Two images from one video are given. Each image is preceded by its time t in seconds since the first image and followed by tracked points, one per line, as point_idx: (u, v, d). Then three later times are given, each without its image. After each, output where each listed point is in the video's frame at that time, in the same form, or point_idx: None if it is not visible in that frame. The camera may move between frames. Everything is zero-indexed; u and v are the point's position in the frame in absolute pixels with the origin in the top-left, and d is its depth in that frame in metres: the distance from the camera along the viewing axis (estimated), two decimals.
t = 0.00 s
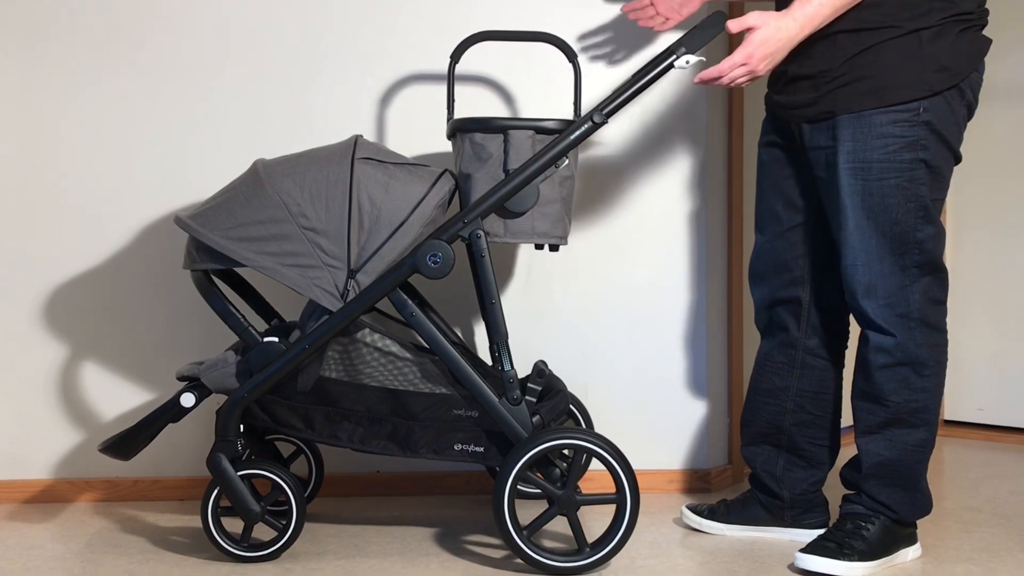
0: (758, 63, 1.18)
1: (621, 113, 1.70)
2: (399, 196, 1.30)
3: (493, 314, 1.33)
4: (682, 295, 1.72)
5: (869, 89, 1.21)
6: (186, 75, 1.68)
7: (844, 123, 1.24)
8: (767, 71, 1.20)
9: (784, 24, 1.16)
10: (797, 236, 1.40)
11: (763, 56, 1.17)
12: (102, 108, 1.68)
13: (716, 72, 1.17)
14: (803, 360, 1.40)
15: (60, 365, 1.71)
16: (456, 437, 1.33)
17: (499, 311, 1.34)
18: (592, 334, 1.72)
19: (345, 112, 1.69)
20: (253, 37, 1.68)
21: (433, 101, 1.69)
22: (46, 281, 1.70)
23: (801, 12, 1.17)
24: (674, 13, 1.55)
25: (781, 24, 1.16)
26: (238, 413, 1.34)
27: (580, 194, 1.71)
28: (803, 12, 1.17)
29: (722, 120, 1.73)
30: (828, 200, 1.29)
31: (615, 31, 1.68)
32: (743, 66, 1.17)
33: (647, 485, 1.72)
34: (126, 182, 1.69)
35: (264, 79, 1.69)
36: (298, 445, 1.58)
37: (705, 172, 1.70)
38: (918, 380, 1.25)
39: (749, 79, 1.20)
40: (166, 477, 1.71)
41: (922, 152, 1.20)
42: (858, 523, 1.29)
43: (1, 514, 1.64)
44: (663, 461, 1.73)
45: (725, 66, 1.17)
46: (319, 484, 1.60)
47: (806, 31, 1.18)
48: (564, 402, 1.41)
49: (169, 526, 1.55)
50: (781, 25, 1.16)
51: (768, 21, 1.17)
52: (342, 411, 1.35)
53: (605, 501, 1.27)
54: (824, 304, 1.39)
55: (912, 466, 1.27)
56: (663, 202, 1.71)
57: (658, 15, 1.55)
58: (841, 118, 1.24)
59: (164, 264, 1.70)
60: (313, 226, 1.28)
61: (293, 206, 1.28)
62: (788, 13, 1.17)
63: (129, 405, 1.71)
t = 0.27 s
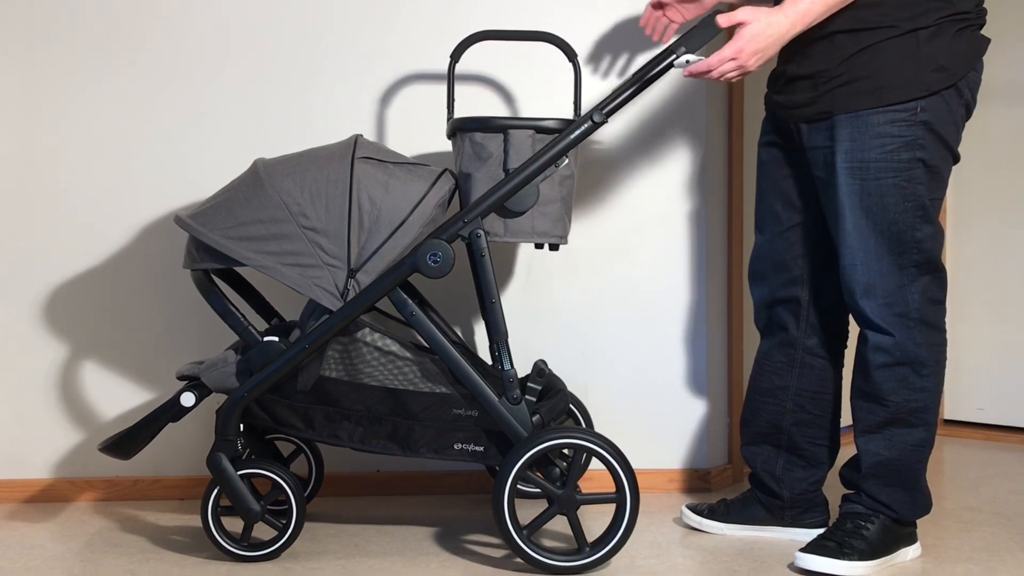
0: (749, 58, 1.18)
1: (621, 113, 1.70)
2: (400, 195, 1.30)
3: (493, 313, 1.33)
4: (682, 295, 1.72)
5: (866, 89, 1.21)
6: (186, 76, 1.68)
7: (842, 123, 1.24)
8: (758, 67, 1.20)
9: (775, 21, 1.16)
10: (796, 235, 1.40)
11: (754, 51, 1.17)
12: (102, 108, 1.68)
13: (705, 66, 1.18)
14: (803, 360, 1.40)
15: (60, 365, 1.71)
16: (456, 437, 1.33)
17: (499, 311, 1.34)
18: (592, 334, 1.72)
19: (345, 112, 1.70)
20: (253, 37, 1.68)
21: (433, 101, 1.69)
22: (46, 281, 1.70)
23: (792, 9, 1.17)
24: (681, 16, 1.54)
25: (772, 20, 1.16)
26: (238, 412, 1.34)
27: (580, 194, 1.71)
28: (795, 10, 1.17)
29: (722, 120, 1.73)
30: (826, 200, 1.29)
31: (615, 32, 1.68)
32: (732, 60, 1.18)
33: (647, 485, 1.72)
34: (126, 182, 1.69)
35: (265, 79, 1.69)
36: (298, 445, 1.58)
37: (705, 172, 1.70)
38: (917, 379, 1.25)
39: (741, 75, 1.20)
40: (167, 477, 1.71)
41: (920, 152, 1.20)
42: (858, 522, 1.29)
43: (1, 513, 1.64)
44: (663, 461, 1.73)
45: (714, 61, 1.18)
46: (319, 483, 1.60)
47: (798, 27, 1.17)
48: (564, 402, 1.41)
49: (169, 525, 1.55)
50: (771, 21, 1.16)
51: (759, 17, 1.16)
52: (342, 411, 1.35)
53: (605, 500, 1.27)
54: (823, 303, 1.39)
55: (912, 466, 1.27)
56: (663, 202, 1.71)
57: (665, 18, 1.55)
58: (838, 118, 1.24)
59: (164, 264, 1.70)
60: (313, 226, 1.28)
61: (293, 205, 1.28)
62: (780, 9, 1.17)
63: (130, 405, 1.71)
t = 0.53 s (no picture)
0: (781, 76, 1.11)
1: (621, 114, 1.70)
2: (400, 195, 1.30)
3: (493, 313, 1.33)
4: (682, 295, 1.72)
5: (865, 89, 1.21)
6: (186, 74, 1.68)
7: (839, 124, 1.24)
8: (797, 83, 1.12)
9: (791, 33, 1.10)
10: (796, 235, 1.40)
11: (782, 67, 1.10)
12: (102, 108, 1.68)
13: (740, 98, 1.12)
14: (803, 360, 1.40)
15: (61, 365, 1.71)
16: (457, 437, 1.33)
17: (500, 311, 1.34)
18: (593, 334, 1.72)
19: (346, 112, 1.69)
20: (253, 37, 1.68)
21: (433, 101, 1.69)
22: (46, 281, 1.70)
23: (807, 18, 1.11)
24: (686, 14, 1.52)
25: (784, 35, 1.10)
26: (238, 412, 1.34)
27: (580, 194, 1.71)
28: (809, 18, 1.11)
29: (722, 120, 1.72)
30: (825, 201, 1.29)
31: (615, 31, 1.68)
32: (764, 83, 1.11)
33: (647, 484, 1.72)
34: (126, 182, 1.69)
35: (265, 79, 1.69)
36: (298, 444, 1.58)
37: (705, 172, 1.70)
38: (917, 379, 1.25)
39: (784, 95, 1.12)
40: (167, 477, 1.71)
41: (918, 152, 1.20)
42: (858, 522, 1.29)
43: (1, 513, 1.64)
44: (663, 461, 1.73)
45: (745, 92, 1.12)
46: (319, 483, 1.60)
47: (815, 31, 1.11)
48: (564, 402, 1.41)
49: (170, 525, 1.55)
50: (788, 34, 1.10)
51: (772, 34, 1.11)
52: (343, 411, 1.35)
53: (605, 500, 1.27)
54: (823, 303, 1.39)
55: (912, 466, 1.27)
56: (663, 203, 1.71)
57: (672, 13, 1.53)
58: (836, 119, 1.24)
59: (164, 264, 1.70)
60: (313, 226, 1.28)
61: (293, 205, 1.28)
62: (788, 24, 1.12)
63: (130, 405, 1.71)
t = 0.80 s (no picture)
0: (838, 59, 1.10)
1: (621, 114, 1.70)
2: (400, 196, 1.30)
3: (493, 313, 1.33)
4: (682, 295, 1.72)
5: (864, 89, 1.21)
6: (185, 73, 1.68)
7: (839, 125, 1.24)
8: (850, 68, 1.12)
9: (842, 18, 1.10)
10: (796, 236, 1.40)
11: (838, 50, 1.09)
12: (102, 108, 1.68)
13: (798, 84, 1.11)
14: (803, 360, 1.40)
15: (61, 365, 1.71)
16: (457, 437, 1.33)
17: (500, 311, 1.34)
18: (593, 334, 1.72)
19: (345, 111, 1.69)
20: (253, 37, 1.68)
21: (433, 101, 1.69)
22: (46, 281, 1.70)
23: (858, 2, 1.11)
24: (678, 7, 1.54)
25: (835, 19, 1.10)
26: (239, 412, 1.34)
27: (580, 194, 1.71)
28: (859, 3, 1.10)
29: (723, 120, 1.72)
30: (824, 201, 1.29)
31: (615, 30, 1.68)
32: (822, 69, 1.10)
33: (647, 484, 1.72)
34: (126, 182, 1.69)
35: (264, 79, 1.69)
36: (299, 444, 1.58)
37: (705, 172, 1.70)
38: (917, 379, 1.25)
39: (840, 79, 1.11)
40: (167, 477, 1.71)
41: (917, 153, 1.20)
42: (858, 522, 1.29)
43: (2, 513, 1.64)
44: (663, 461, 1.73)
45: (803, 77, 1.10)
46: (319, 483, 1.60)
47: (868, 13, 1.11)
48: (564, 402, 1.41)
49: (170, 525, 1.55)
50: (840, 20, 1.10)
51: (824, 20, 1.11)
52: (343, 411, 1.35)
53: (605, 500, 1.27)
54: (823, 304, 1.39)
55: (912, 466, 1.27)
56: (663, 203, 1.71)
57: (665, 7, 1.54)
58: (835, 119, 1.24)
59: (164, 264, 1.70)
60: (314, 226, 1.28)
61: (293, 205, 1.28)
62: (838, 9, 1.11)
63: (130, 405, 1.71)
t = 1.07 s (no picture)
0: (872, 53, 1.08)
1: (621, 114, 1.70)
2: (400, 196, 1.30)
3: (493, 314, 1.33)
4: (681, 295, 1.71)
5: (864, 89, 1.21)
6: (185, 74, 1.68)
7: (840, 124, 1.24)
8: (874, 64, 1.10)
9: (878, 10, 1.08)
10: (795, 236, 1.40)
11: (874, 44, 1.07)
12: (102, 108, 1.68)
13: (832, 71, 1.07)
14: (802, 360, 1.40)
15: (61, 365, 1.71)
16: (456, 437, 1.33)
17: (500, 311, 1.34)
18: (593, 334, 1.72)
19: (345, 112, 1.70)
20: (252, 37, 1.68)
21: (433, 101, 1.69)
22: (46, 281, 1.70)
23: None
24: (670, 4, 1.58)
25: (873, 11, 1.07)
26: (239, 412, 1.34)
27: (580, 195, 1.71)
28: None
29: (722, 120, 1.73)
30: (825, 201, 1.29)
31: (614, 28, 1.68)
32: (856, 61, 1.07)
33: (647, 485, 1.72)
34: (126, 182, 1.69)
35: (264, 79, 1.69)
36: (298, 445, 1.58)
37: (705, 172, 1.70)
38: (917, 379, 1.25)
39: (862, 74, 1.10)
40: (167, 477, 1.71)
41: (919, 152, 1.20)
42: (858, 523, 1.29)
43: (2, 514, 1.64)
44: (663, 461, 1.73)
45: (839, 66, 1.07)
46: (319, 484, 1.60)
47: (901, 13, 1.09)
48: (564, 402, 1.41)
49: (169, 526, 1.55)
50: (877, 12, 1.07)
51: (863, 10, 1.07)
52: (343, 411, 1.35)
53: (605, 500, 1.27)
54: (822, 304, 1.39)
55: (911, 466, 1.27)
56: (663, 203, 1.71)
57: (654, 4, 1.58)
58: (837, 119, 1.24)
59: (164, 264, 1.70)
60: (314, 226, 1.28)
61: (293, 206, 1.28)
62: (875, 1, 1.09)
63: (129, 405, 1.71)
